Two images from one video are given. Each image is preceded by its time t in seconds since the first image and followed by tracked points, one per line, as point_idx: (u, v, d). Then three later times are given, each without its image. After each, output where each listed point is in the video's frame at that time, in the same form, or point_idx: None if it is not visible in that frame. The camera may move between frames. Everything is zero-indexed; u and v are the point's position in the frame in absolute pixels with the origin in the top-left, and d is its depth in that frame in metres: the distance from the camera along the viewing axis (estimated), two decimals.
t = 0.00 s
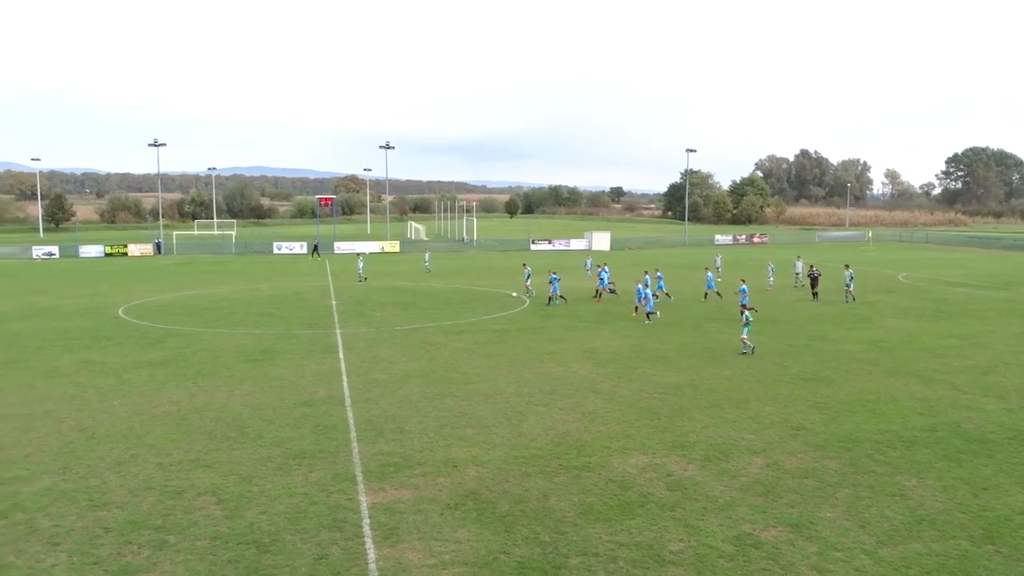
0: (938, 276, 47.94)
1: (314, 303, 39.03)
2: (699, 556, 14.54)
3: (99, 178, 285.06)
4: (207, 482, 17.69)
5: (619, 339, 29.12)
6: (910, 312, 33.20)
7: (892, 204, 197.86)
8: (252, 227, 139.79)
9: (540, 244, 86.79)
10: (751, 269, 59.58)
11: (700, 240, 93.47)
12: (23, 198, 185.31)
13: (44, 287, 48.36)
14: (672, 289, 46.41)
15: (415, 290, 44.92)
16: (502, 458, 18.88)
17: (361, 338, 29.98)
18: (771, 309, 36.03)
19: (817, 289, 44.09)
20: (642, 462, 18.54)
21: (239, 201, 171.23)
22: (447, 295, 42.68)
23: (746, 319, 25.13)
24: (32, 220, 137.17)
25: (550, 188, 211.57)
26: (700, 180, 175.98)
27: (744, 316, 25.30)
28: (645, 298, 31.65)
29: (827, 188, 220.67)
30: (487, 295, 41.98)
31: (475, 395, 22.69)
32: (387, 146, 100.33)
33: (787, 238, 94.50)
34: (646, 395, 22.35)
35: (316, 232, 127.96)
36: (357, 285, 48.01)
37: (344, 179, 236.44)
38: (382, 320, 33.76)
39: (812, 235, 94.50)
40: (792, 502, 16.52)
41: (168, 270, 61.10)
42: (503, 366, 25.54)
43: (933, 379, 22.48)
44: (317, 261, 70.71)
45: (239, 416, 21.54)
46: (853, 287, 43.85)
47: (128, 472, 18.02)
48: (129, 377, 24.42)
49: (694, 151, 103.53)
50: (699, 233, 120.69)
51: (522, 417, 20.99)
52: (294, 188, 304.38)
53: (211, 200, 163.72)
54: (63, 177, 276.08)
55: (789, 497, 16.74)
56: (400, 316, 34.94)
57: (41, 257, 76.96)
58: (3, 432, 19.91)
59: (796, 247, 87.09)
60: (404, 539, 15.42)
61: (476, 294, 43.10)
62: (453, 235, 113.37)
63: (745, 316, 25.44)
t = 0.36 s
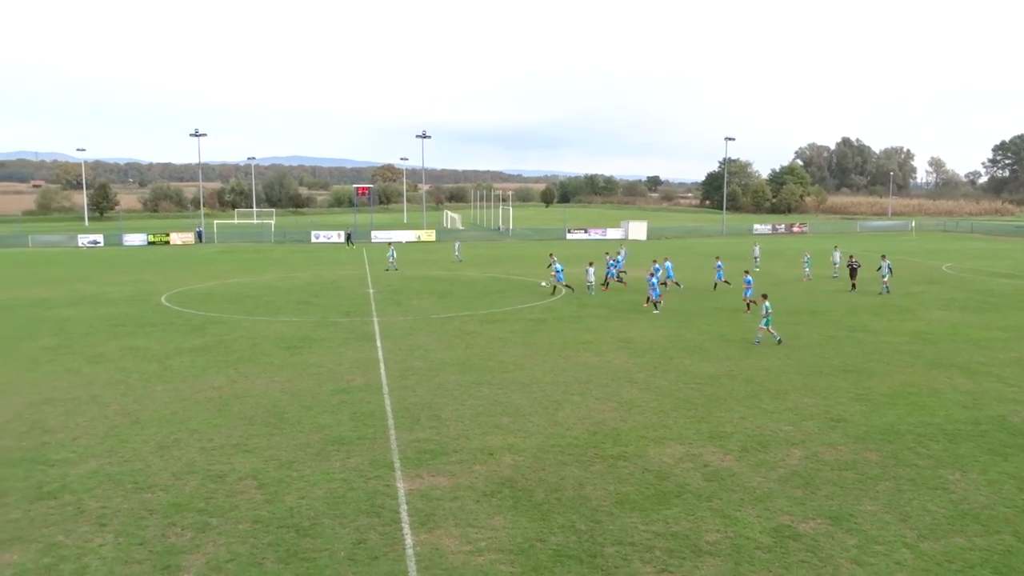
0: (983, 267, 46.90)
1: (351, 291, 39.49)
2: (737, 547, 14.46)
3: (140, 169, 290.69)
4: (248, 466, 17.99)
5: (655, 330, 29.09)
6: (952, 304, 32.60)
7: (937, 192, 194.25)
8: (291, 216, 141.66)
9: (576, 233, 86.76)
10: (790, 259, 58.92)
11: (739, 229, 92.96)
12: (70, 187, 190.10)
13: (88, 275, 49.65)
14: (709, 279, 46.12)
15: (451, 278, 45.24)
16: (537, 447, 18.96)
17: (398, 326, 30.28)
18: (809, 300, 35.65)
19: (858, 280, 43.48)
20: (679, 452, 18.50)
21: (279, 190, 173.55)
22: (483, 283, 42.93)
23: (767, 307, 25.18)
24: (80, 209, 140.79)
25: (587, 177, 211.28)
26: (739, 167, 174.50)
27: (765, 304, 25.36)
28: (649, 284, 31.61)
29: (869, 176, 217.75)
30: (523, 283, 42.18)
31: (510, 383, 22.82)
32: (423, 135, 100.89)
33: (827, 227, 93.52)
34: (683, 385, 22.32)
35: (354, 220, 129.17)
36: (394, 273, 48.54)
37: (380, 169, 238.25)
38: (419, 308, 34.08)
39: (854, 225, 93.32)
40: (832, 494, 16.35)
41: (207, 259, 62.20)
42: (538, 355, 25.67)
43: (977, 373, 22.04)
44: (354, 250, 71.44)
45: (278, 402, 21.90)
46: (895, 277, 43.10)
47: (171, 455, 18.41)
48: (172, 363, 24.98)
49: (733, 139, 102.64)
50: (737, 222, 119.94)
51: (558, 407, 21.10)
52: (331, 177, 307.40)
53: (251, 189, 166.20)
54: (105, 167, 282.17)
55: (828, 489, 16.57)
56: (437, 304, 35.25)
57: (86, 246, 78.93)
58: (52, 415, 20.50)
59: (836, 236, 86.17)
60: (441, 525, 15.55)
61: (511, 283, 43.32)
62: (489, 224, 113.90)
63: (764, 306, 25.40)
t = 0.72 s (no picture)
0: None
1: (389, 281, 39.86)
2: (777, 539, 14.33)
3: (179, 161, 295.61)
4: (290, 453, 18.27)
5: (692, 320, 28.97)
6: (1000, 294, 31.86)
7: (984, 180, 189.98)
8: (329, 206, 143.16)
9: (613, 223, 86.47)
10: (831, 249, 58.08)
11: (779, 219, 92.17)
12: (115, 180, 194.30)
13: (131, 266, 50.83)
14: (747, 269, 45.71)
15: (488, 268, 45.45)
16: (575, 436, 18.99)
17: (435, 316, 30.49)
18: (850, 290, 35.15)
19: (901, 270, 42.71)
20: (718, 443, 18.40)
21: (316, 181, 175.45)
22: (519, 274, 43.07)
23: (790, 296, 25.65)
24: (125, 200, 143.96)
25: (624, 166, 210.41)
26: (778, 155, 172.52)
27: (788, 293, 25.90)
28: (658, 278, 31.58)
29: (912, 164, 213.97)
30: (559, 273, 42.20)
31: (547, 373, 22.92)
32: (459, 125, 101.40)
33: (869, 216, 92.04)
34: (721, 377, 22.18)
35: (391, 210, 130.04)
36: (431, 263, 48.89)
37: (416, 160, 239.76)
38: (456, 298, 34.30)
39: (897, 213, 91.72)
40: (875, 486, 16.12)
41: (244, 249, 63.16)
42: (575, 345, 25.73)
43: None
44: (391, 240, 72.02)
45: (319, 391, 22.23)
46: (940, 267, 42.23)
47: (215, 442, 18.76)
48: (214, 352, 25.45)
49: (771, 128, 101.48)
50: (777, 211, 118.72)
51: (596, 397, 21.15)
52: (366, 168, 309.45)
53: (289, 180, 168.20)
54: (146, 160, 287.76)
55: (871, 481, 16.34)
56: (474, 294, 35.44)
57: (129, 237, 80.73)
58: (100, 402, 21.03)
59: (879, 225, 84.97)
60: (479, 514, 15.63)
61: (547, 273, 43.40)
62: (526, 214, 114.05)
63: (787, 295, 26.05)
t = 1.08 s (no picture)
0: None
1: (426, 273, 40.16)
2: (820, 534, 14.17)
3: (218, 155, 300.47)
4: (330, 444, 18.50)
5: (731, 313, 28.76)
6: None
7: None
8: (368, 199, 144.53)
9: (651, 215, 86.03)
10: (873, 241, 57.09)
11: (822, 210, 91.28)
12: (159, 174, 198.43)
13: (173, 258, 51.93)
14: (787, 261, 45.21)
15: (525, 261, 45.57)
16: (613, 429, 18.98)
17: (472, 307, 30.67)
18: (892, 282, 34.57)
19: (946, 262, 41.88)
20: (759, 437, 18.25)
21: (355, 173, 177.18)
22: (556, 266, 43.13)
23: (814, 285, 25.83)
24: (170, 194, 147.08)
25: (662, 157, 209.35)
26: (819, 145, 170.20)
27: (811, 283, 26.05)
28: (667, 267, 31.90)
29: (959, 153, 209.77)
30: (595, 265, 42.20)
31: (585, 366, 22.97)
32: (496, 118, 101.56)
33: (914, 206, 90.39)
34: (761, 370, 22.03)
35: (436, 204, 131.63)
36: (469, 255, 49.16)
37: (452, 152, 240.84)
38: (494, 290, 34.47)
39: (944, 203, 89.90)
40: (920, 482, 15.84)
41: (282, 242, 64.06)
42: (613, 338, 25.71)
43: None
44: (427, 233, 72.45)
45: (359, 381, 22.52)
46: (988, 259, 41.28)
47: (258, 432, 19.07)
48: (256, 343, 25.90)
49: (814, 117, 100.14)
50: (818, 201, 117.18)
51: (634, 389, 21.15)
52: (402, 161, 311.46)
53: (328, 173, 170.11)
54: (187, 154, 293.13)
55: (916, 476, 16.06)
56: (511, 286, 35.57)
57: (173, 230, 82.41)
58: (147, 391, 21.54)
59: (925, 215, 83.59)
60: (518, 505, 15.68)
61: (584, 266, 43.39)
62: (564, 205, 114.06)
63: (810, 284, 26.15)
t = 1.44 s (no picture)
0: None
1: (465, 266, 40.36)
2: (867, 529, 13.95)
3: (258, 151, 305.09)
4: (373, 436, 18.72)
5: (773, 305, 28.48)
6: None
7: None
8: (407, 194, 145.34)
9: (692, 207, 85.26)
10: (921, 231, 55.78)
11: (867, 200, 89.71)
12: (202, 171, 202.14)
13: (216, 254, 52.94)
14: (832, 252, 44.48)
15: (565, 254, 45.51)
16: (655, 421, 18.91)
17: (512, 300, 30.78)
18: (941, 273, 33.80)
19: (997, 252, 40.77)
20: (803, 430, 18.03)
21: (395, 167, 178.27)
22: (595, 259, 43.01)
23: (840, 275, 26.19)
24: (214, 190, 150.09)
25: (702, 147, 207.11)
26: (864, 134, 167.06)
27: (837, 274, 26.42)
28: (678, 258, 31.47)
29: (1010, 140, 204.03)
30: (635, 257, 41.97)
31: (626, 359, 22.92)
32: (533, 108, 101.80)
33: (964, 195, 88.14)
34: (805, 364, 21.78)
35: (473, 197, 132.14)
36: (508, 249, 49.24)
37: (489, 145, 241.38)
38: (533, 283, 34.50)
39: (996, 192, 87.51)
40: (971, 477, 15.51)
41: (320, 237, 64.92)
42: (654, 331, 25.62)
43: None
44: (465, 227, 72.67)
45: (401, 374, 22.77)
46: None
47: (303, 424, 19.38)
48: (299, 336, 26.30)
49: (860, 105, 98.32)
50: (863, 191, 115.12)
51: (675, 382, 21.08)
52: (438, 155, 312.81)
53: (367, 168, 171.52)
54: (228, 151, 297.98)
55: (967, 471, 15.73)
56: (551, 278, 35.57)
57: (217, 226, 84.00)
58: (195, 384, 22.03)
59: (975, 205, 81.48)
60: (560, 498, 15.69)
61: (623, 259, 43.20)
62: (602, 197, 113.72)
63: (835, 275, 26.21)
